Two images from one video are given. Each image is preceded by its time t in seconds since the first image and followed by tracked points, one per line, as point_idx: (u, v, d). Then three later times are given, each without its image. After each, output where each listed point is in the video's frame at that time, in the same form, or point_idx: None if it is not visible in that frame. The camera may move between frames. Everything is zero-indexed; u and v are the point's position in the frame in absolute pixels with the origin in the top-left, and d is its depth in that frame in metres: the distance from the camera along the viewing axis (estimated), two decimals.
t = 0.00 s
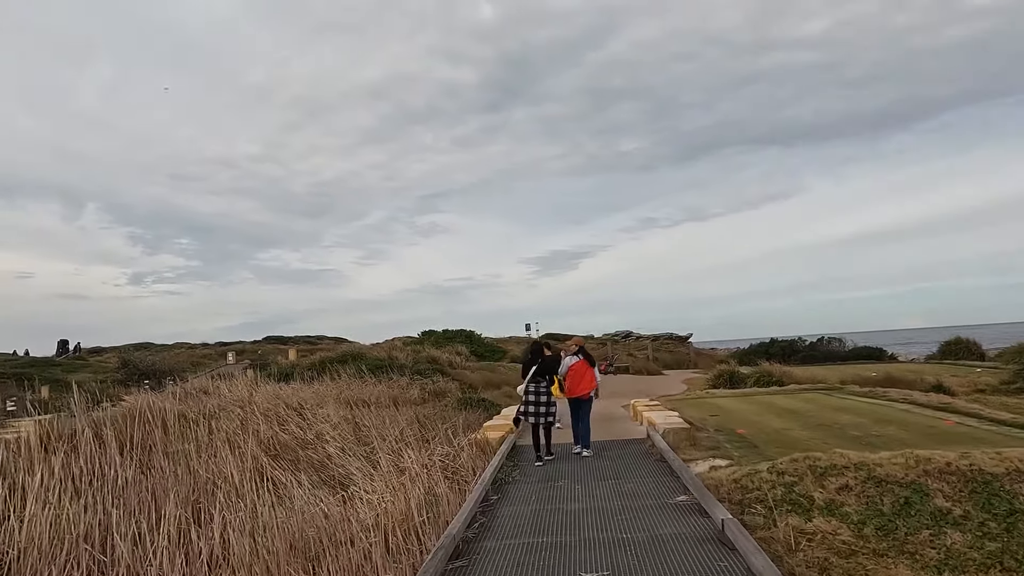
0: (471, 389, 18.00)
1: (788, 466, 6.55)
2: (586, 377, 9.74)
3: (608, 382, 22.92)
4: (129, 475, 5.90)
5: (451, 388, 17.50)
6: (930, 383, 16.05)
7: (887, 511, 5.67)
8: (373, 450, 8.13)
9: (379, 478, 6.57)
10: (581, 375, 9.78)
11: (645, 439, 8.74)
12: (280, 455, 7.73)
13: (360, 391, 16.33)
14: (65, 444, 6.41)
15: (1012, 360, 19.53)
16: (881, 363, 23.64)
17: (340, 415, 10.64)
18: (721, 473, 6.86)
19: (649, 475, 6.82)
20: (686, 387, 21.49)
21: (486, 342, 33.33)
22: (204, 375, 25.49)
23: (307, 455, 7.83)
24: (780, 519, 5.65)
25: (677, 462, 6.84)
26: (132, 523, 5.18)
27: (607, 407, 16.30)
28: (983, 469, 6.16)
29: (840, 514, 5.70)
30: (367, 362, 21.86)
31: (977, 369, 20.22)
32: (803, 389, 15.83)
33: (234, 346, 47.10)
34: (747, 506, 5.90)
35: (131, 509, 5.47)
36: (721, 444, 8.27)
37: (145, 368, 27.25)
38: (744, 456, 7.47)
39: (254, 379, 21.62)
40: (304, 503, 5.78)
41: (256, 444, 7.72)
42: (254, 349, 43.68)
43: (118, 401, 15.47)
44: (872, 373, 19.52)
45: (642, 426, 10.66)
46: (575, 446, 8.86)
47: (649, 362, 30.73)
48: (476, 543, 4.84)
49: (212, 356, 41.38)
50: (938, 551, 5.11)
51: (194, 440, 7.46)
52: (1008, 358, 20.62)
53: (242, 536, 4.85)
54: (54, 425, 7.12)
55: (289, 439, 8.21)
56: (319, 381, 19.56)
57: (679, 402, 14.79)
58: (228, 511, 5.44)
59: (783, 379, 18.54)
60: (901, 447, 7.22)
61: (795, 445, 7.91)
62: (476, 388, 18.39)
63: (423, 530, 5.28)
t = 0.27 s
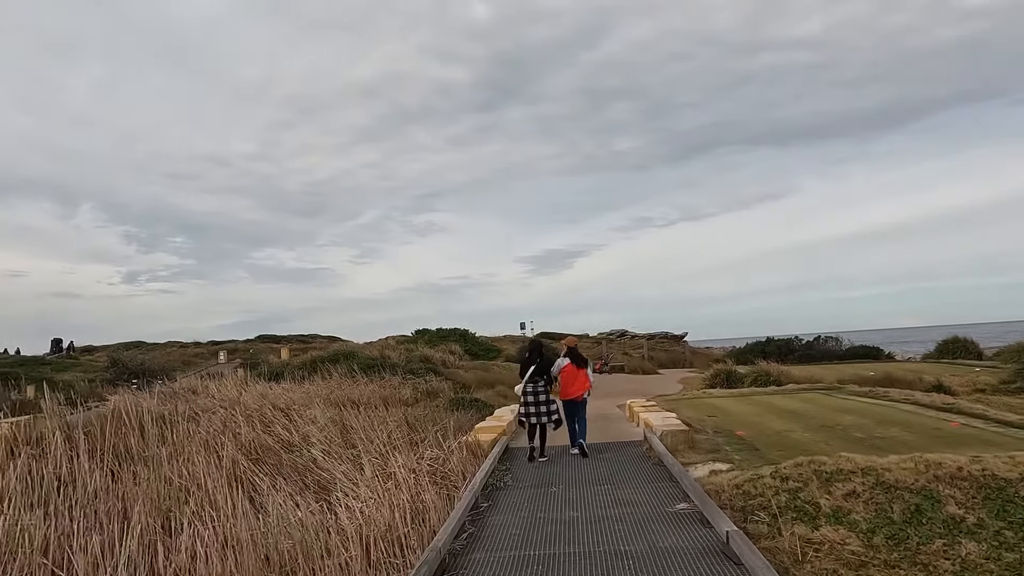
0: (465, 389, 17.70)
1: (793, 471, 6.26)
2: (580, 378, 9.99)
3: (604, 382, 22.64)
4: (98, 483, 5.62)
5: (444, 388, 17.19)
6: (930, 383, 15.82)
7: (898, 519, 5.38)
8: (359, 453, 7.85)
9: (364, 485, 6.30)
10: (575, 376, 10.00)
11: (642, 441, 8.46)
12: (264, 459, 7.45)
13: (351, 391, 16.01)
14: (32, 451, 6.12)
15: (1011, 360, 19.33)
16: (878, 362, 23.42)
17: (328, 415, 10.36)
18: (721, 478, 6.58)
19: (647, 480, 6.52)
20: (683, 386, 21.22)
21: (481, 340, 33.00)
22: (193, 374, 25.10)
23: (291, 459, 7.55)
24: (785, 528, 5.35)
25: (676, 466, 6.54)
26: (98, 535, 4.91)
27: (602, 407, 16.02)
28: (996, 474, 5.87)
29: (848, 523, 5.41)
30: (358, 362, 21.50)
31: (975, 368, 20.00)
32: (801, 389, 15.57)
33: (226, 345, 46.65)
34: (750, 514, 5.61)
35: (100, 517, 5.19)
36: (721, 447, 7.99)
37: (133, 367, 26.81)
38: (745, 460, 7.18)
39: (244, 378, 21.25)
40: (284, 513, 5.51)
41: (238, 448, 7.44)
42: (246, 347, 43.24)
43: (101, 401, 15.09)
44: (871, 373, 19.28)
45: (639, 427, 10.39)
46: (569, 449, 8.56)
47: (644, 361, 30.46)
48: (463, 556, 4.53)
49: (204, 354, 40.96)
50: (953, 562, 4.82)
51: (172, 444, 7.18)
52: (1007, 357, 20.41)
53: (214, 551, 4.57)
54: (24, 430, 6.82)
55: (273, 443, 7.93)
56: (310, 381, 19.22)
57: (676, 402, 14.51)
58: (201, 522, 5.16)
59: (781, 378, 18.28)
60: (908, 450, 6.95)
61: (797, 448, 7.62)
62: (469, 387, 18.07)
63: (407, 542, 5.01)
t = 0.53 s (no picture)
0: (457, 390, 17.45)
1: (794, 476, 6.02)
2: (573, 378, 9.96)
3: (599, 382, 22.40)
4: (66, 490, 5.38)
5: (436, 388, 16.92)
6: (928, 384, 15.63)
7: (905, 527, 5.14)
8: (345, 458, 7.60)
9: (348, 494, 6.06)
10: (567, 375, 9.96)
11: (637, 444, 8.22)
12: (245, 464, 7.23)
13: (341, 391, 15.74)
14: None
15: (1009, 361, 19.17)
16: (874, 363, 23.30)
17: (315, 417, 10.12)
18: (721, 483, 6.34)
19: (643, 486, 6.28)
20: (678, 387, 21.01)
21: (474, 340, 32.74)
22: (182, 374, 24.74)
23: (274, 463, 7.32)
24: (788, 537, 5.10)
25: (674, 472, 6.28)
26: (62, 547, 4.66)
27: (597, 408, 15.77)
28: (1006, 480, 5.65)
29: (854, 531, 5.16)
30: (350, 361, 21.22)
31: (972, 369, 19.87)
32: (798, 390, 15.38)
33: (218, 344, 46.22)
34: (752, 523, 5.36)
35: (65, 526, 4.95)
36: (720, 450, 7.75)
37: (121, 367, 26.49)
38: (745, 464, 6.94)
39: (233, 378, 20.93)
40: (261, 523, 5.27)
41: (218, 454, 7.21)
42: (238, 347, 42.84)
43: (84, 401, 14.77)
44: (867, 374, 19.15)
45: (635, 429, 10.15)
46: (563, 452, 8.30)
47: (639, 361, 30.27)
48: (449, 569, 4.28)
49: (195, 354, 40.55)
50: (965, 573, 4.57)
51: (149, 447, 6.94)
52: (1003, 358, 20.29)
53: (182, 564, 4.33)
54: None
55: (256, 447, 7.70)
56: (300, 381, 18.93)
57: (672, 403, 14.27)
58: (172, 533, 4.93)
59: (777, 378, 18.09)
60: (913, 455, 6.72)
61: (798, 452, 7.39)
62: (462, 388, 17.82)
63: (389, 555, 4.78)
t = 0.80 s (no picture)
0: (448, 387, 17.15)
1: (793, 478, 5.76)
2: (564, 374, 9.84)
3: (592, 379, 22.17)
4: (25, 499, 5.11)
5: (426, 385, 16.65)
6: (925, 381, 15.42)
7: (910, 533, 4.88)
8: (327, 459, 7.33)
9: (326, 499, 5.79)
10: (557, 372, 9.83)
11: (630, 443, 7.96)
12: (222, 465, 6.97)
13: (328, 388, 15.43)
14: None
15: (1005, 357, 18.99)
16: (868, 360, 23.13)
17: (299, 415, 9.84)
18: (716, 485, 6.08)
19: (636, 488, 6.02)
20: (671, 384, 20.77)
21: (467, 336, 32.43)
22: (170, 370, 24.40)
23: (253, 463, 7.07)
24: (788, 543, 4.84)
25: (667, 473, 6.02)
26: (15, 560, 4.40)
27: (590, 405, 15.52)
28: (1014, 482, 5.40)
29: (856, 536, 4.91)
30: (339, 358, 20.88)
31: (967, 366, 19.70)
32: (793, 387, 15.16)
33: (208, 340, 45.76)
34: (749, 528, 5.11)
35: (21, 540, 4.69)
36: (715, 449, 7.49)
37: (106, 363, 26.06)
38: (740, 465, 6.69)
39: (221, 375, 20.60)
40: (231, 533, 5.01)
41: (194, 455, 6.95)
42: (228, 343, 42.41)
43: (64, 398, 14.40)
44: (862, 371, 18.95)
45: (627, 427, 9.90)
46: (553, 451, 8.03)
47: (633, 358, 30.05)
48: None
49: (184, 350, 40.11)
50: None
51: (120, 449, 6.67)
52: (998, 355, 20.13)
53: None
54: None
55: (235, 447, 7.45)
56: (287, 377, 18.60)
57: (665, 400, 14.02)
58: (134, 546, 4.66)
59: (771, 375, 17.87)
60: (915, 455, 6.47)
61: (796, 452, 7.14)
62: (452, 385, 17.53)
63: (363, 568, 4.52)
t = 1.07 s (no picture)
0: (441, 386, 16.92)
1: (797, 484, 5.54)
2: (560, 372, 9.75)
3: (587, 378, 21.94)
4: None
5: (419, 384, 16.40)
6: (924, 380, 15.23)
7: (921, 543, 4.67)
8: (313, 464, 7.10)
9: (309, 509, 5.57)
10: (554, 369, 9.74)
11: (626, 445, 7.74)
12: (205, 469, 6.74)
13: (319, 388, 15.18)
14: None
15: (1004, 356, 18.82)
16: (865, 359, 22.99)
17: (287, 416, 9.60)
18: (716, 491, 5.85)
19: (633, 495, 5.79)
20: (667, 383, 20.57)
21: (462, 335, 32.19)
22: (160, 369, 24.10)
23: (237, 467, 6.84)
24: (793, 553, 4.62)
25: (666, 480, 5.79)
26: None
27: (585, 405, 15.29)
28: None
29: (864, 546, 4.69)
30: (331, 357, 20.61)
31: (965, 365, 19.55)
32: (791, 387, 14.97)
33: (200, 339, 45.38)
34: (752, 537, 4.88)
35: None
36: (714, 453, 7.28)
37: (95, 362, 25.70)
38: (741, 470, 6.48)
39: (212, 374, 20.32)
40: (206, 548, 4.78)
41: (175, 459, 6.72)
42: (221, 341, 42.05)
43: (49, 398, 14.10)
44: (860, 370, 18.78)
45: (623, 429, 9.67)
46: (548, 454, 7.81)
47: (628, 357, 29.85)
48: None
49: (177, 349, 39.75)
50: None
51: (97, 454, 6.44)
52: (996, 355, 19.99)
53: None
54: None
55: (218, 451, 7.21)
56: (278, 377, 18.33)
57: (662, 400, 13.79)
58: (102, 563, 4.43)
59: (769, 375, 17.68)
60: (921, 460, 6.26)
61: (798, 456, 6.92)
62: (446, 384, 17.28)
63: None
